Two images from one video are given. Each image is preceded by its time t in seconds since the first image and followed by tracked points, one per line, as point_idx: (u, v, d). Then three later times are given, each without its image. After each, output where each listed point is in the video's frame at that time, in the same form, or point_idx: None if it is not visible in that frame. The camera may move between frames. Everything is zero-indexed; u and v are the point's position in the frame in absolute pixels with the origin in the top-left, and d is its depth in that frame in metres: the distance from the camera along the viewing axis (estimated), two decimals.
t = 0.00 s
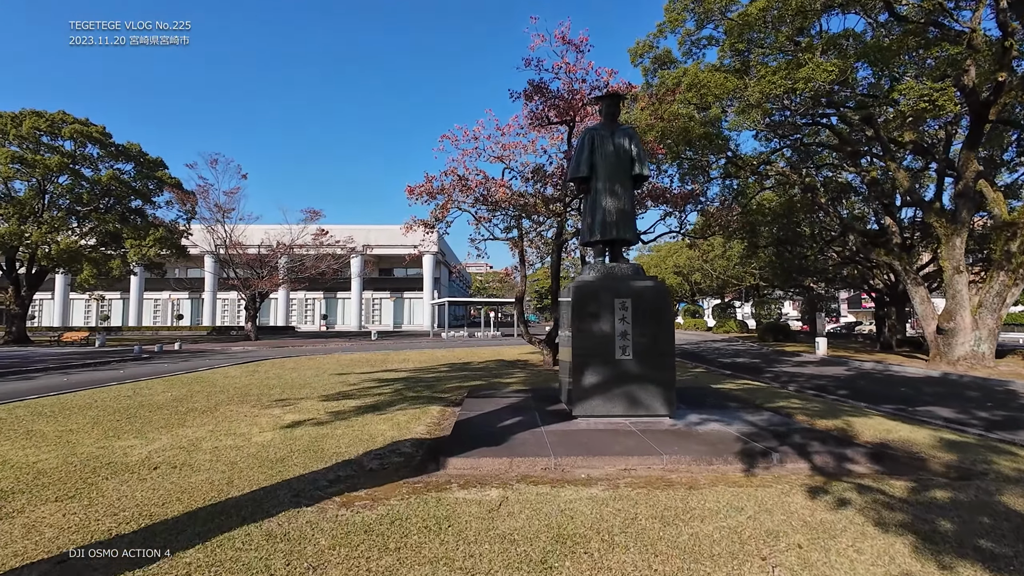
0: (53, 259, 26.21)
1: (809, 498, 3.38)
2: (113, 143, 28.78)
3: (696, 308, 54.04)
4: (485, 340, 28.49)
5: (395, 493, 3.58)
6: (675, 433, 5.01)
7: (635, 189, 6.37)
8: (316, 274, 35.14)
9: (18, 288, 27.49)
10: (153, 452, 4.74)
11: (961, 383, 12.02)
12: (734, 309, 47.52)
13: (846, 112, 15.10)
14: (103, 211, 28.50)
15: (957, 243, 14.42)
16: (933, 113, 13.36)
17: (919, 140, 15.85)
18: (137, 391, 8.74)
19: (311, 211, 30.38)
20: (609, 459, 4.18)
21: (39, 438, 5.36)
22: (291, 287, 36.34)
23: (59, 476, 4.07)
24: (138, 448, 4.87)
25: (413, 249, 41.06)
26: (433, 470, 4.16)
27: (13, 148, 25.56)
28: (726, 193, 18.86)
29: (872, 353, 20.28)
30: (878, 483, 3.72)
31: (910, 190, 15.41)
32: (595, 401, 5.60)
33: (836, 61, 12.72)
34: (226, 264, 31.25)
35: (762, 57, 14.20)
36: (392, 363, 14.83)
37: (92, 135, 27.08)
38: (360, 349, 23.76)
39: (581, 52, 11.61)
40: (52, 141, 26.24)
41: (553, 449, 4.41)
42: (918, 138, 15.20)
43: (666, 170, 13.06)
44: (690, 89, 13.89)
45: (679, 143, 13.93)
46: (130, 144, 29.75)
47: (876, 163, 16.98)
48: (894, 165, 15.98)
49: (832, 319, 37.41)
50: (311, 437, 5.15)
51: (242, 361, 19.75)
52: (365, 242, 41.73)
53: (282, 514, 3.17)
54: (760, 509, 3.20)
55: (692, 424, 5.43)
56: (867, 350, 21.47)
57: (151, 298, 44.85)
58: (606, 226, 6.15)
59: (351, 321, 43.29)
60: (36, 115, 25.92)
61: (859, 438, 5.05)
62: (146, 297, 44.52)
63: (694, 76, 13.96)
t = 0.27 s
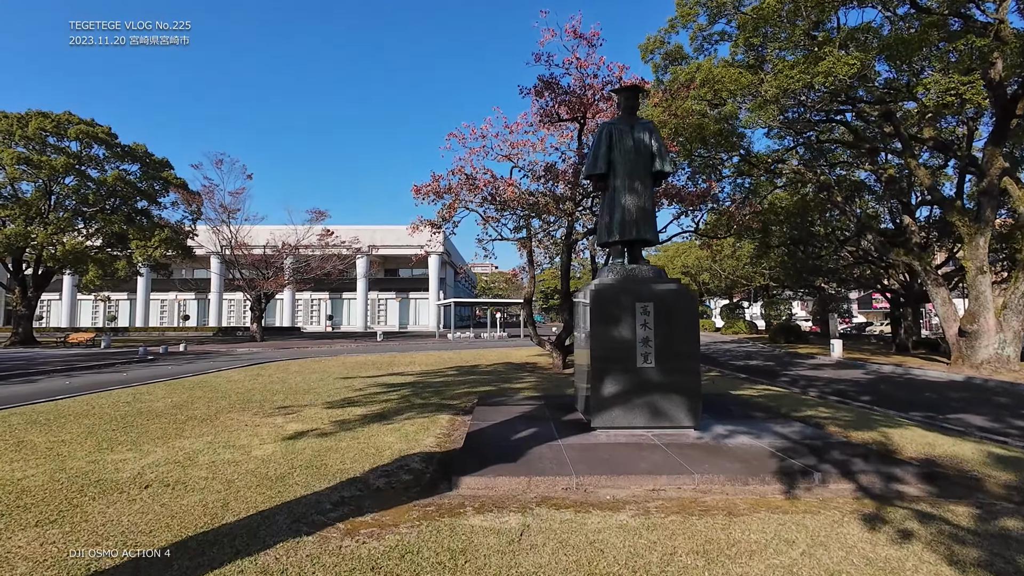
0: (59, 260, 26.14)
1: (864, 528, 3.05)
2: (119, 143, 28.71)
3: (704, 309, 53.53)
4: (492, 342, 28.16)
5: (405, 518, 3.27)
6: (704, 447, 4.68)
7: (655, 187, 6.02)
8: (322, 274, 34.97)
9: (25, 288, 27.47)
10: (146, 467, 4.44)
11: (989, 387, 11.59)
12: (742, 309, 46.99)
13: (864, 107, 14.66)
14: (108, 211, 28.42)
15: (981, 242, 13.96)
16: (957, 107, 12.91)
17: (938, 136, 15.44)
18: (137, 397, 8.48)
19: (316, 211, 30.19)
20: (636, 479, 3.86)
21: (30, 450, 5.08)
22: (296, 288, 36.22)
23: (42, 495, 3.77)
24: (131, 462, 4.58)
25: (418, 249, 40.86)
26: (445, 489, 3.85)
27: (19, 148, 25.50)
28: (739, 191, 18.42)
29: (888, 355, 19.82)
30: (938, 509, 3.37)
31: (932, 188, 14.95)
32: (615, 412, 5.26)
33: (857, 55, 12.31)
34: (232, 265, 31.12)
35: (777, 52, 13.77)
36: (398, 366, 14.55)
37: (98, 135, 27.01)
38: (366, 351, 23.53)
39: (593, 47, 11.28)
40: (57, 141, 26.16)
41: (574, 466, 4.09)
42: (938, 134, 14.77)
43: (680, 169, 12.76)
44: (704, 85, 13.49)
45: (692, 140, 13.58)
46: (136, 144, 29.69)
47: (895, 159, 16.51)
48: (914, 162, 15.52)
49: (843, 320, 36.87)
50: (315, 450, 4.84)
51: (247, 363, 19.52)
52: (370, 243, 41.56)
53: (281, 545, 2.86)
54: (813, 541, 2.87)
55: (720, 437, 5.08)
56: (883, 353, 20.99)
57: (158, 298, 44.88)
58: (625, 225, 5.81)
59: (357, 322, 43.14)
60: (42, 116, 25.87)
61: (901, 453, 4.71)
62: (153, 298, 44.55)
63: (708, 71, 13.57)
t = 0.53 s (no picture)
0: (66, 259, 26.08)
1: (940, 551, 2.67)
2: (127, 142, 28.67)
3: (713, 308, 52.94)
4: (500, 341, 27.85)
5: (417, 537, 2.92)
6: (739, 455, 4.30)
7: (680, 175, 5.65)
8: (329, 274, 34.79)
9: (33, 288, 27.47)
10: (137, 474, 4.12)
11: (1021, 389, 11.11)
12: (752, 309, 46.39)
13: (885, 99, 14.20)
14: (116, 211, 28.36)
15: (1010, 237, 13.44)
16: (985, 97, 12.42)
17: (962, 129, 14.94)
18: (137, 398, 8.19)
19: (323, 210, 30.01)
20: (671, 491, 3.49)
21: (17, 455, 4.77)
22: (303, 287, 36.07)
23: (22, 507, 3.46)
24: (121, 469, 4.25)
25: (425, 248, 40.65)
26: (459, 502, 3.49)
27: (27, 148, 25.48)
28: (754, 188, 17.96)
29: (907, 355, 19.29)
30: (1019, 529, 2.98)
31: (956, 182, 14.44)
32: (641, 416, 4.90)
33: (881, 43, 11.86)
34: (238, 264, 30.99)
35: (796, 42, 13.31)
36: (406, 366, 14.24)
37: (105, 134, 26.96)
38: (373, 350, 23.27)
39: (606, 36, 10.92)
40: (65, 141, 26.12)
41: (599, 476, 3.72)
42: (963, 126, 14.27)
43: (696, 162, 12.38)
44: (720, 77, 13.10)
45: (707, 133, 13.18)
46: (143, 143, 29.63)
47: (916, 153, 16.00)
48: (938, 156, 15.01)
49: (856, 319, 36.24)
50: (318, 457, 4.49)
51: (253, 362, 19.29)
52: (377, 242, 41.38)
53: (278, 569, 2.52)
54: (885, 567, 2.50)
55: (754, 443, 4.71)
56: (902, 353, 20.46)
57: (166, 298, 44.92)
58: (649, 214, 5.44)
59: (364, 321, 42.98)
60: (50, 115, 25.84)
61: (955, 462, 4.31)
62: (161, 298, 44.58)
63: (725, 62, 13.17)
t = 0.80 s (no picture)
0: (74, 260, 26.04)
1: None
2: (134, 144, 28.63)
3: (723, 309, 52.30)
4: (509, 343, 27.49)
5: None
6: (782, 477, 3.90)
7: (709, 170, 5.26)
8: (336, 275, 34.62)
9: (42, 289, 27.49)
10: (125, 496, 3.79)
11: None
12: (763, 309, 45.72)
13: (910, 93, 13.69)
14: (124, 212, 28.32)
15: None
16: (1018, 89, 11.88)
17: (989, 124, 14.41)
18: (138, 404, 7.91)
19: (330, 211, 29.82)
20: (714, 522, 3.11)
21: (3, 471, 4.48)
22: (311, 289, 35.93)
23: None
24: (110, 489, 3.94)
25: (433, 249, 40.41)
26: (477, 533, 3.14)
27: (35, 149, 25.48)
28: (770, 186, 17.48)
29: (929, 358, 18.73)
30: None
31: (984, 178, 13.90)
32: (670, 431, 4.52)
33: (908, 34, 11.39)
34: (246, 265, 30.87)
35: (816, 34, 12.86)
36: (414, 369, 13.92)
37: (113, 135, 26.93)
38: (380, 352, 23.01)
39: (621, 28, 10.52)
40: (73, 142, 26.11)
41: (631, 503, 3.35)
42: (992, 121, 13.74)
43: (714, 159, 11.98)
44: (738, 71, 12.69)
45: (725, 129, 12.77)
46: (151, 145, 29.60)
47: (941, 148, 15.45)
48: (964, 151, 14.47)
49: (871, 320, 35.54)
50: (322, 476, 4.15)
51: (261, 364, 19.07)
52: (384, 243, 41.20)
53: None
54: None
55: (796, 462, 4.31)
56: (923, 356, 19.88)
57: (175, 299, 44.98)
58: (677, 212, 5.07)
59: (371, 322, 42.81)
60: (58, 117, 25.84)
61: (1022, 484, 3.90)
62: (170, 299, 44.65)
63: (743, 55, 12.75)
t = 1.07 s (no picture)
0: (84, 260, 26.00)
1: None
2: (144, 143, 28.63)
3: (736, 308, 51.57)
4: (519, 343, 27.13)
5: None
6: (841, 491, 3.49)
7: (746, 154, 4.85)
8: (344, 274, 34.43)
9: (53, 289, 27.54)
10: (116, 508, 3.46)
11: None
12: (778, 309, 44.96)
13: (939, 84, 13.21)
14: (133, 212, 28.31)
15: None
16: None
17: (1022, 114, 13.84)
18: (141, 405, 7.64)
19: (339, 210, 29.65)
20: (775, 543, 2.73)
21: None
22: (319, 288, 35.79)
23: None
24: (101, 499, 3.62)
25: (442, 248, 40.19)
26: (504, 553, 2.78)
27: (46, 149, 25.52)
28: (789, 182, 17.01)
29: (955, 359, 18.14)
30: None
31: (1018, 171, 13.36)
32: (710, 437, 4.14)
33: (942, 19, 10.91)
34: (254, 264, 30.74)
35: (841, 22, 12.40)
36: (424, 369, 13.60)
37: (122, 135, 26.92)
38: (389, 352, 22.73)
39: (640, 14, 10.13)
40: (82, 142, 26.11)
41: (677, 520, 2.97)
42: None
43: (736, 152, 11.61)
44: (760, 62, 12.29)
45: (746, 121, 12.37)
46: (160, 144, 29.59)
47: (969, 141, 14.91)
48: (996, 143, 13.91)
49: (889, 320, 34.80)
50: (331, 484, 3.80)
51: (269, 364, 18.85)
52: (393, 242, 41.03)
53: None
54: None
55: (851, 472, 3.91)
56: (947, 356, 19.29)
57: (185, 299, 45.09)
58: (711, 199, 4.68)
59: (380, 322, 42.63)
60: (68, 117, 25.87)
61: None
62: (180, 299, 44.77)
63: (765, 45, 12.35)
